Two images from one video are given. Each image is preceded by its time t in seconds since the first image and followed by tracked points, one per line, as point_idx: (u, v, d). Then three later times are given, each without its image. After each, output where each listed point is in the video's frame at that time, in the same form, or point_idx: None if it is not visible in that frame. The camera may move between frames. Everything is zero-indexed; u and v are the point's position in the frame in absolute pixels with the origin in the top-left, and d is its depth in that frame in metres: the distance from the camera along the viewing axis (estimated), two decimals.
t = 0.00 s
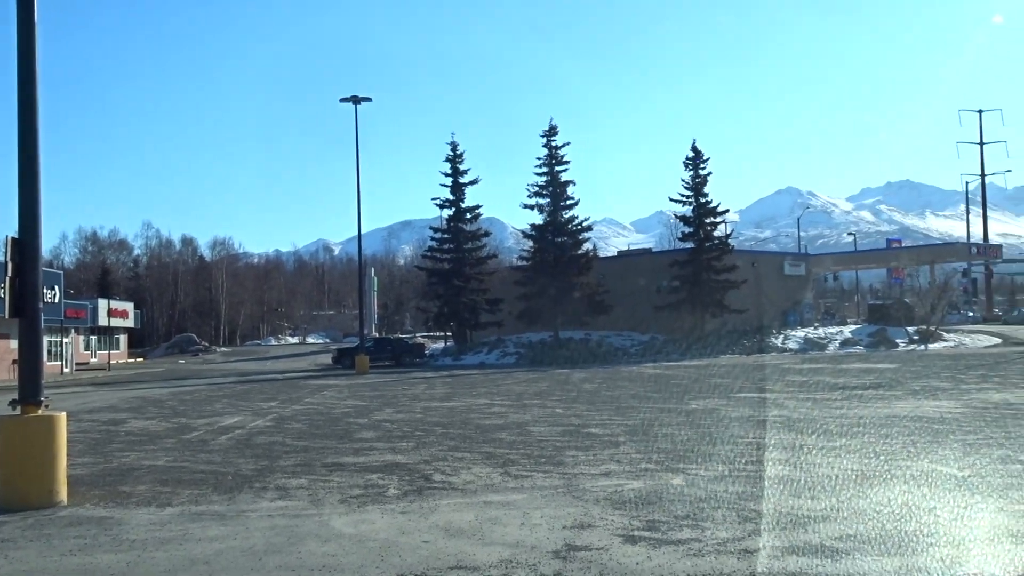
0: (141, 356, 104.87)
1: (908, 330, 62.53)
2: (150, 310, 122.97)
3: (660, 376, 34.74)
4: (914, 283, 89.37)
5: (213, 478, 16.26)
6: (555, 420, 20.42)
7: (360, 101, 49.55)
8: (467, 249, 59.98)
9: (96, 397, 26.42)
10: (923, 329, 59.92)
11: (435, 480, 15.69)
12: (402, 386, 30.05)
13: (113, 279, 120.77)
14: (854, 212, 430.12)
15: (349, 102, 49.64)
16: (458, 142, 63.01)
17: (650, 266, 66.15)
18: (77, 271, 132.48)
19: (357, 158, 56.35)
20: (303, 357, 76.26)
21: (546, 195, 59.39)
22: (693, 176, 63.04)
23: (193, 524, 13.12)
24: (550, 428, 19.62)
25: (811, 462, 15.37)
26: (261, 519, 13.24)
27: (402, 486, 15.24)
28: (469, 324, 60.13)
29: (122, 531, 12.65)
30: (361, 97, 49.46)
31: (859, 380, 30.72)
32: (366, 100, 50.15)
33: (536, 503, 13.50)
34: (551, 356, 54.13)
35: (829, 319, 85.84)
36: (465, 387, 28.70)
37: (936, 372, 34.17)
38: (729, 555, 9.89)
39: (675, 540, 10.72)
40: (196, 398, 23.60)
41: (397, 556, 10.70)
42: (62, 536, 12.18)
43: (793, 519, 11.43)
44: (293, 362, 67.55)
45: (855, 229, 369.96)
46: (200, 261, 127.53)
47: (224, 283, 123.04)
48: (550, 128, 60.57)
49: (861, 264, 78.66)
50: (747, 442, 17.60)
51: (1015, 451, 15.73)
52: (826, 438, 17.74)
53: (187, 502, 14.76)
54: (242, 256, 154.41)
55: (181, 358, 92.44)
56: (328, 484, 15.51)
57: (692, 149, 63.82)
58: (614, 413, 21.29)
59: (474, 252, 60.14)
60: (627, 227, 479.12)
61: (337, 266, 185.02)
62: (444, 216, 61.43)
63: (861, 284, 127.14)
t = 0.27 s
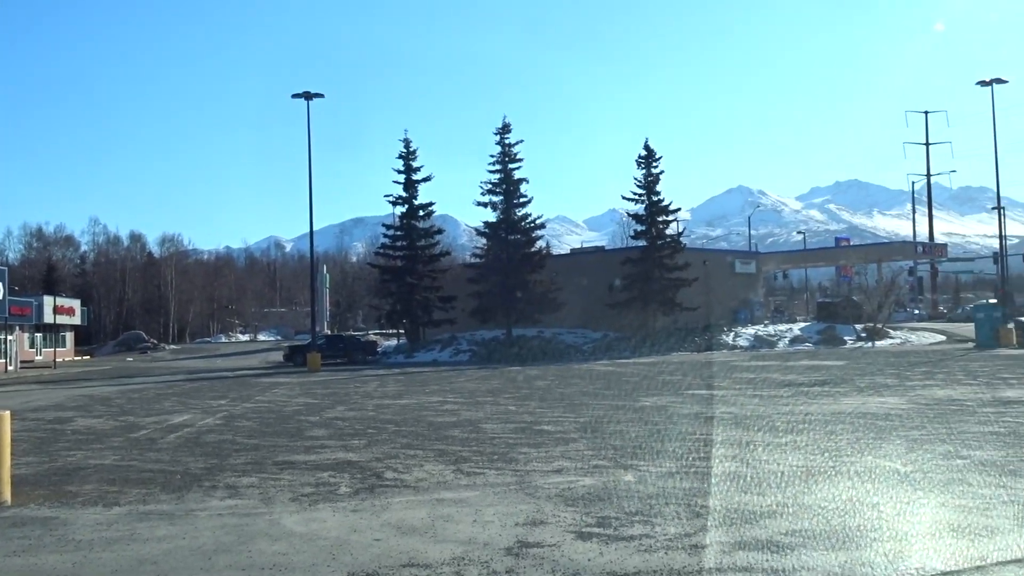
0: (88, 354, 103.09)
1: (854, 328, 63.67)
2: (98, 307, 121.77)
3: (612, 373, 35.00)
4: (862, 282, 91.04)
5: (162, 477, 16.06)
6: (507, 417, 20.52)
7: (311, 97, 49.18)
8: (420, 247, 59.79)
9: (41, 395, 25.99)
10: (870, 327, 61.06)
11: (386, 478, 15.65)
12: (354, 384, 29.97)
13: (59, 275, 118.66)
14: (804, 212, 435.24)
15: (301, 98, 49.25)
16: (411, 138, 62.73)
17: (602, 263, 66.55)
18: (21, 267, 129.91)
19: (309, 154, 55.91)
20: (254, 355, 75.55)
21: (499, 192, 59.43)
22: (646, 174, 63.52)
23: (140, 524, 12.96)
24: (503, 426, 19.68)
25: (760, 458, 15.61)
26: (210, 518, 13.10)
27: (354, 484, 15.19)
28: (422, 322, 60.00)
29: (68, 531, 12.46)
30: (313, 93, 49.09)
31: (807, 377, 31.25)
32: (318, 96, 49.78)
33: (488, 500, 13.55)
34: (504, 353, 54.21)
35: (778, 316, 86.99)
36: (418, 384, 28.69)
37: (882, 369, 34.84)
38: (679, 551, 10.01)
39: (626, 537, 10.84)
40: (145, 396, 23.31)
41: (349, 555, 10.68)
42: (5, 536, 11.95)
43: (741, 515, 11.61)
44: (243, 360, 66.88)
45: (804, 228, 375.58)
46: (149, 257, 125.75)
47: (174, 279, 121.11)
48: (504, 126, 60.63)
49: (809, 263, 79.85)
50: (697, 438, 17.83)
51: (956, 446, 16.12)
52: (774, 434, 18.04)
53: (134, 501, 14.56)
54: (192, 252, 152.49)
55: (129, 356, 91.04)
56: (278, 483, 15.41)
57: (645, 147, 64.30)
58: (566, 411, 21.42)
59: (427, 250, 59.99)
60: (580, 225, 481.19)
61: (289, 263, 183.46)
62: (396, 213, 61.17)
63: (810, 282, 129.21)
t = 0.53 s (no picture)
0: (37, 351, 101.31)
1: (806, 325, 64.65)
2: (47, 304, 120.62)
3: (568, 371, 35.15)
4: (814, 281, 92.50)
5: (112, 477, 15.83)
6: (463, 415, 20.55)
7: (266, 93, 48.72)
8: (375, 244, 59.50)
9: None
10: (822, 325, 62.04)
11: (341, 477, 15.58)
12: (310, 382, 29.85)
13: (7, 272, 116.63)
14: (757, 211, 440.50)
15: (255, 94, 48.76)
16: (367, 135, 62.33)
17: (558, 261, 66.80)
18: None
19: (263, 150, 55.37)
20: (208, 352, 74.76)
21: (455, 190, 59.36)
22: (602, 172, 63.86)
23: (90, 524, 12.77)
24: (458, 424, 19.70)
25: (713, 455, 15.83)
26: (162, 518, 12.95)
27: (308, 483, 15.11)
28: (377, 319, 59.76)
29: (16, 532, 12.24)
30: (267, 89, 48.64)
31: (760, 375, 31.65)
32: (273, 92, 49.34)
33: (444, 499, 13.56)
34: (460, 351, 54.18)
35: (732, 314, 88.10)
36: (374, 382, 28.63)
37: (834, 366, 35.41)
38: (634, 548, 10.12)
39: (582, 534, 10.92)
40: (96, 395, 23.00)
41: (303, 554, 10.63)
42: None
43: (694, 512, 11.76)
44: (196, 358, 66.15)
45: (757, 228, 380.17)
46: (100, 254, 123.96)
47: (125, 276, 119.20)
48: (460, 123, 60.56)
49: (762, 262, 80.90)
50: (652, 436, 18.00)
51: (905, 442, 16.47)
52: (728, 431, 18.27)
53: (84, 501, 14.34)
54: (144, 249, 150.54)
55: (79, 354, 89.59)
56: (232, 482, 15.27)
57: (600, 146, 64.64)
58: (522, 408, 21.50)
59: (382, 248, 59.73)
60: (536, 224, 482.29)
61: (244, 260, 181.74)
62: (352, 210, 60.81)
63: (764, 281, 130.98)
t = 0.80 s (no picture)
0: None
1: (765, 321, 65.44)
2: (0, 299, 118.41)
3: (530, 366, 35.24)
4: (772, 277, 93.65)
5: (68, 475, 15.60)
6: (424, 412, 20.54)
7: (224, 88, 48.18)
8: (335, 240, 59.13)
9: None
10: (780, 321, 62.76)
11: (302, 475, 15.49)
12: (270, 379, 29.68)
13: None
14: (716, 208, 444.26)
15: (213, 89, 48.20)
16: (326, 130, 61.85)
17: (519, 257, 66.89)
18: None
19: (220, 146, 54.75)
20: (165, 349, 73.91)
21: (416, 186, 59.17)
22: (562, 169, 64.03)
23: (45, 524, 12.58)
24: (419, 420, 19.68)
25: (673, 451, 15.98)
26: (119, 517, 12.80)
27: (268, 481, 15.01)
28: (338, 316, 59.44)
29: None
30: (226, 84, 48.11)
31: (719, 370, 31.99)
32: (231, 87, 48.81)
33: (405, 496, 13.55)
34: (421, 348, 54.07)
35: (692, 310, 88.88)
36: (335, 379, 28.52)
37: (792, 362, 35.86)
38: (595, 543, 10.20)
39: (542, 530, 10.97)
40: (51, 392, 22.67)
41: (263, 553, 10.56)
42: None
43: (653, 507, 11.87)
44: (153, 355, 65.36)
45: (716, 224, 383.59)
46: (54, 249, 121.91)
47: (80, 272, 117.39)
48: (420, 119, 60.38)
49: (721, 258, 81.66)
50: (612, 431, 18.13)
51: (861, 436, 16.75)
52: (688, 426, 18.45)
53: (39, 501, 14.11)
54: (99, 244, 148.16)
55: (33, 352, 88.12)
56: (190, 480, 15.12)
57: (561, 142, 64.81)
58: (483, 405, 21.53)
59: (342, 244, 59.38)
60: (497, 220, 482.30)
61: (202, 256, 179.67)
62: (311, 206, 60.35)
63: (722, 277, 132.27)
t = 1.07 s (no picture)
0: None
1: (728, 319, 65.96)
2: None
3: (495, 365, 35.26)
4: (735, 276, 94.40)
5: (26, 477, 15.38)
6: (389, 412, 20.49)
7: (185, 85, 47.66)
8: (299, 239, 58.76)
9: None
10: (743, 319, 63.35)
11: (265, 475, 15.39)
12: (233, 379, 29.48)
13: None
14: (680, 207, 446.98)
15: (175, 86, 47.68)
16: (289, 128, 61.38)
17: (484, 256, 66.90)
18: None
19: (182, 143, 54.13)
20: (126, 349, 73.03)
21: (380, 185, 58.95)
22: (527, 168, 64.12)
23: (2, 526, 12.42)
24: (384, 420, 19.64)
25: (637, 449, 16.10)
26: (79, 519, 12.65)
27: (231, 481, 14.91)
28: (302, 315, 59.08)
29: None
30: (187, 82, 47.61)
31: (683, 368, 32.24)
32: (192, 84, 48.29)
33: (369, 496, 13.54)
34: (385, 347, 53.91)
35: (656, 309, 89.36)
36: (299, 378, 28.38)
37: (755, 360, 36.19)
38: (559, 541, 10.27)
39: (507, 528, 11.03)
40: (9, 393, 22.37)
41: (226, 554, 10.49)
42: None
43: (616, 505, 11.94)
44: (113, 355, 64.50)
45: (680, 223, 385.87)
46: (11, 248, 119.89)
47: (38, 271, 115.57)
48: (385, 118, 60.16)
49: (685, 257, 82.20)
50: (577, 430, 18.22)
51: (824, 433, 16.98)
52: (653, 424, 18.59)
53: None
54: (58, 242, 145.86)
55: None
56: (152, 481, 14.99)
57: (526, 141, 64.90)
58: (448, 404, 21.53)
59: (306, 243, 59.02)
60: (460, 218, 481.26)
61: (163, 255, 177.49)
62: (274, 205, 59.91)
63: (686, 276, 133.07)
